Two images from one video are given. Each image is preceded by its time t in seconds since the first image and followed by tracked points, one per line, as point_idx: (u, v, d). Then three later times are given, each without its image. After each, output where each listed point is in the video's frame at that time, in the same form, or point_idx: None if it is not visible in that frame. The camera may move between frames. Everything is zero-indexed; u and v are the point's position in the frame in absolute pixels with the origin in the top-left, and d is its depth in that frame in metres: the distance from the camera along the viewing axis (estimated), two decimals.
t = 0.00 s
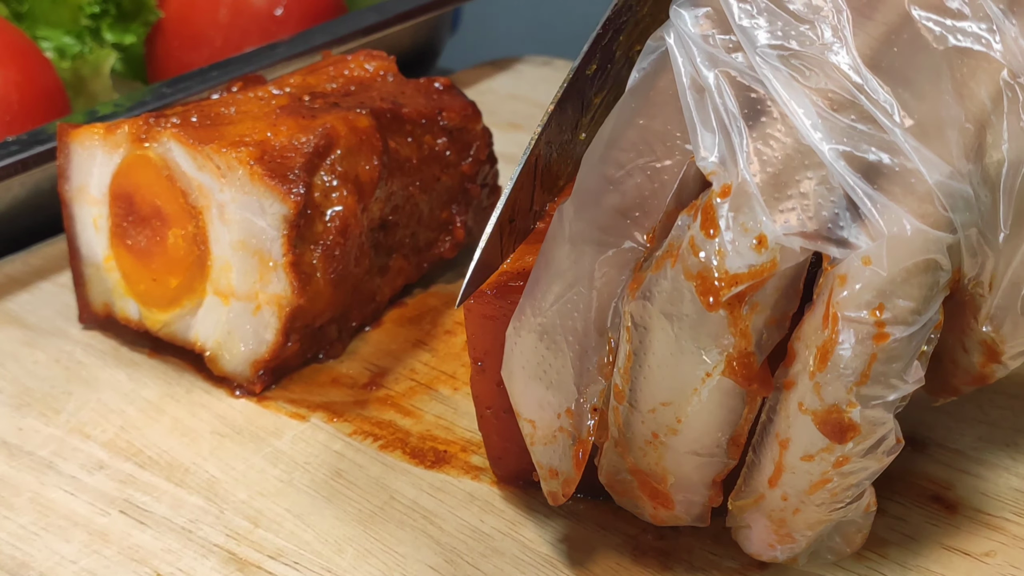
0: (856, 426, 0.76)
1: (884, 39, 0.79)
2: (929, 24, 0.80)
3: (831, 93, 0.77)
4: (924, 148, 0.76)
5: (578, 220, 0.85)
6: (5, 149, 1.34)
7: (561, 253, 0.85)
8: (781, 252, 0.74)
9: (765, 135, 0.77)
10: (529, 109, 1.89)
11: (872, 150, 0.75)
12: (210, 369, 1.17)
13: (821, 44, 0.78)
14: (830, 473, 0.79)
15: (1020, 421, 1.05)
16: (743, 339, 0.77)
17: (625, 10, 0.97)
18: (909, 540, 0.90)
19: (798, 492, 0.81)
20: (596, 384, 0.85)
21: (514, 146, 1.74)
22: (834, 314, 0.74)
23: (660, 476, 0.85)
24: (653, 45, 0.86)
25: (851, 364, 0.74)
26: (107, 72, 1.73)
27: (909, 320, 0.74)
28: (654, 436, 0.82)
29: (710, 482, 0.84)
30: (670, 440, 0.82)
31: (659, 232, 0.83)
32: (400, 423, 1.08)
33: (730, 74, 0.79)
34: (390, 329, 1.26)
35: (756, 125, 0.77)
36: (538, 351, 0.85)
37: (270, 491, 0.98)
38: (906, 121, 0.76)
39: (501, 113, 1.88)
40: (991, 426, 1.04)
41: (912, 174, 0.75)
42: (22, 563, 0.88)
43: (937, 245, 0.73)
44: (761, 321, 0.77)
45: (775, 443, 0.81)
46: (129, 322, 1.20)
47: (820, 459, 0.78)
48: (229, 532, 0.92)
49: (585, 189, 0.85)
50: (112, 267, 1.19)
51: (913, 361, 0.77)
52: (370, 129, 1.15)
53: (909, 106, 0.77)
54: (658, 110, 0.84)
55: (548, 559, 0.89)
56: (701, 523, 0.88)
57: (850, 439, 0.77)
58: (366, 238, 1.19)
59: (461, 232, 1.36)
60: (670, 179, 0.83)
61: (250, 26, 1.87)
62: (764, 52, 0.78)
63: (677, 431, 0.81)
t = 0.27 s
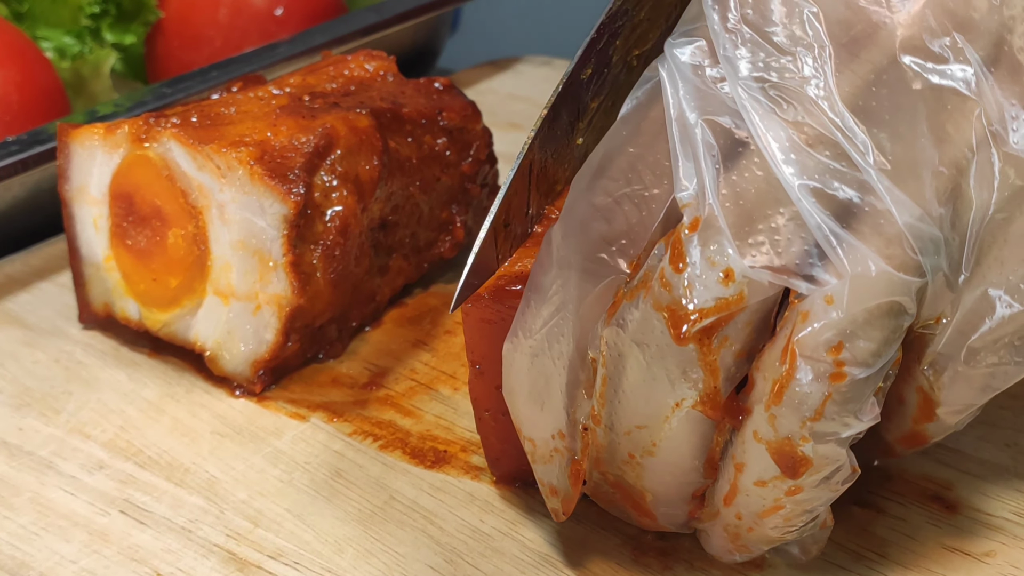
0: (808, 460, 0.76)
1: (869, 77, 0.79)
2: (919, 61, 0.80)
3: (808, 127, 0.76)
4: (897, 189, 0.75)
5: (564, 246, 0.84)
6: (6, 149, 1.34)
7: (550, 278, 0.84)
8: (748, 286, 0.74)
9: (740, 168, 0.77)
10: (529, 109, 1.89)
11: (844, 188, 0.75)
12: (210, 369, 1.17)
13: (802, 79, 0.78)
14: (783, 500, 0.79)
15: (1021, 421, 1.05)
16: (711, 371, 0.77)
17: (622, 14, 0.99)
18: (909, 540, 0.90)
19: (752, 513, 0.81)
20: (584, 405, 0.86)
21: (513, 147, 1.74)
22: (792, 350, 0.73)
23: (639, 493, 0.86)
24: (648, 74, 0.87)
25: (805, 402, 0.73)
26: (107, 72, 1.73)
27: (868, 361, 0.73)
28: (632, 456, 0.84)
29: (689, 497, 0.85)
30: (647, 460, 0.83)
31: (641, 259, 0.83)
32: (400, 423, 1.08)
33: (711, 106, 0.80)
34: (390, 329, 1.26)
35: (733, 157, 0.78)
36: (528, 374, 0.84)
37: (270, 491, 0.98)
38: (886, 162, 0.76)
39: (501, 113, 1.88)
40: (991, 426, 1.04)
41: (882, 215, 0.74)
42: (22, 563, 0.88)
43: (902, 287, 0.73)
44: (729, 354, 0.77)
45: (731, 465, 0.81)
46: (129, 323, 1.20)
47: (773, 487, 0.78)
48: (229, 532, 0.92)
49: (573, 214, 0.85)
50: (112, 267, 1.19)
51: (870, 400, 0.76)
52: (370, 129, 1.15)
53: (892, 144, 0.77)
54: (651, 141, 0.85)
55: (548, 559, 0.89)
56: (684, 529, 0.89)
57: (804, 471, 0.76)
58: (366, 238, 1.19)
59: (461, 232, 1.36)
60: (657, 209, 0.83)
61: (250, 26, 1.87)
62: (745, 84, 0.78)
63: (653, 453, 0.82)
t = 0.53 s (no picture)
0: (814, 477, 0.76)
1: (885, 93, 0.78)
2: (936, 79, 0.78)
3: (822, 145, 0.76)
4: (912, 209, 0.74)
5: (580, 258, 0.85)
6: (6, 149, 1.34)
7: (565, 289, 0.85)
8: (759, 304, 0.74)
9: (754, 185, 0.77)
10: (529, 109, 1.89)
11: (858, 208, 0.75)
12: (210, 369, 1.17)
13: (818, 96, 0.78)
14: (789, 513, 0.79)
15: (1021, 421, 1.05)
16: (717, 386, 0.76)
17: (614, 25, 0.99)
18: (909, 540, 0.90)
19: (757, 523, 0.81)
20: (595, 414, 0.86)
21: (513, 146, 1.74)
22: (801, 369, 0.73)
23: (648, 501, 0.86)
24: (664, 86, 0.87)
25: (814, 421, 0.74)
26: (107, 72, 1.73)
27: (877, 383, 0.73)
28: (641, 466, 0.83)
29: (698, 504, 0.85)
30: (657, 471, 0.83)
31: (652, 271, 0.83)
32: (400, 423, 1.08)
33: (727, 121, 0.80)
34: (390, 329, 1.26)
35: (746, 173, 0.78)
36: (542, 383, 0.86)
37: (270, 492, 0.98)
38: (901, 182, 0.75)
39: (500, 113, 1.88)
40: (991, 426, 1.04)
41: (895, 235, 0.74)
42: (22, 563, 0.88)
43: (913, 308, 0.72)
44: (737, 369, 0.77)
45: (737, 477, 0.81)
46: (129, 323, 1.20)
47: (780, 500, 0.78)
48: (229, 532, 0.92)
49: (592, 225, 0.86)
50: (112, 267, 1.19)
51: (875, 418, 0.76)
52: (370, 129, 1.15)
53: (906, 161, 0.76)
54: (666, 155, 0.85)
55: (548, 559, 0.89)
56: (691, 535, 0.89)
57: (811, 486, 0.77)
58: (366, 237, 1.19)
59: (461, 232, 1.36)
60: (671, 223, 0.83)
61: (250, 26, 1.87)
62: (761, 100, 0.78)
63: (662, 463, 0.82)
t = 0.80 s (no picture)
0: (814, 484, 0.76)
1: (891, 101, 0.78)
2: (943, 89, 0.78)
3: (826, 153, 0.76)
4: (916, 219, 0.74)
5: (584, 262, 0.85)
6: (6, 149, 1.34)
7: (569, 292, 0.85)
8: (761, 310, 0.74)
9: (759, 192, 0.77)
10: (529, 109, 1.89)
11: (861, 217, 0.75)
12: (210, 369, 1.17)
13: (823, 104, 0.78)
14: (790, 518, 0.80)
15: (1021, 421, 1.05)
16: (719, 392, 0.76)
17: (607, 37, 0.96)
18: (909, 540, 0.90)
19: (758, 526, 0.82)
20: (597, 417, 0.86)
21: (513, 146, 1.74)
22: (803, 378, 0.73)
23: (651, 504, 0.87)
24: (670, 91, 0.87)
25: (815, 430, 0.74)
26: (107, 72, 1.73)
27: (878, 393, 0.73)
28: (645, 468, 0.84)
29: (701, 506, 0.86)
30: (660, 475, 0.83)
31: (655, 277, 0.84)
32: (400, 423, 1.08)
33: (732, 128, 0.79)
34: (390, 329, 1.26)
35: (751, 180, 0.77)
36: (545, 387, 0.86)
37: (270, 491, 0.98)
38: (905, 192, 0.75)
39: (500, 113, 1.88)
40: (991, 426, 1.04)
41: (899, 244, 0.74)
42: (22, 563, 0.88)
43: (916, 318, 0.72)
44: (738, 374, 0.77)
45: (738, 481, 0.81)
46: (129, 323, 1.20)
47: (781, 505, 0.79)
48: (229, 532, 0.92)
49: (597, 229, 0.86)
50: (112, 267, 1.19)
51: (876, 426, 0.76)
52: (370, 130, 1.15)
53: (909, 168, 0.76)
54: (672, 160, 0.84)
55: (548, 559, 0.89)
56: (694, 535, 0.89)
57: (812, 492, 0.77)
58: (366, 237, 1.19)
59: (462, 232, 1.36)
60: (675, 228, 0.83)
61: (250, 26, 1.87)
62: (767, 108, 0.78)
63: (665, 466, 0.82)
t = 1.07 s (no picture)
0: (812, 487, 0.77)
1: (887, 105, 0.78)
2: (939, 89, 0.78)
3: (823, 158, 0.76)
4: (912, 223, 0.75)
5: (583, 265, 0.85)
6: (6, 149, 1.34)
7: (567, 293, 0.86)
8: (757, 314, 0.73)
9: (755, 196, 0.77)
10: (529, 109, 1.89)
11: (857, 222, 0.75)
12: (210, 369, 1.17)
13: (819, 109, 0.78)
14: (788, 521, 0.80)
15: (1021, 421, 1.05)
16: (715, 397, 0.76)
17: (604, 40, 0.95)
18: (909, 540, 0.90)
19: (757, 529, 0.82)
20: (595, 419, 0.86)
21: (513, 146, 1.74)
22: (799, 384, 0.73)
23: (651, 505, 0.87)
24: (667, 94, 0.87)
25: (811, 435, 0.74)
26: (107, 72, 1.73)
27: (874, 398, 0.73)
28: (643, 470, 0.84)
29: (700, 507, 0.85)
30: (658, 477, 0.83)
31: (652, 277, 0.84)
32: (400, 424, 1.08)
33: (729, 132, 0.80)
34: (390, 329, 1.26)
35: (747, 184, 0.78)
36: (543, 389, 0.86)
37: (270, 492, 0.98)
38: (901, 196, 0.75)
39: (500, 113, 1.88)
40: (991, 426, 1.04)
41: (896, 248, 0.74)
42: (22, 563, 0.88)
43: (912, 322, 0.72)
44: (735, 378, 0.76)
45: (736, 484, 0.81)
46: (129, 323, 1.20)
47: (778, 508, 0.79)
48: (229, 532, 0.92)
49: (595, 231, 0.86)
50: (112, 267, 1.19)
51: (873, 431, 0.76)
52: (370, 130, 1.15)
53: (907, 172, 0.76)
54: (670, 165, 0.84)
55: (548, 559, 0.89)
56: (696, 535, 0.89)
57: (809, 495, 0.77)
58: (367, 237, 1.19)
59: (462, 232, 1.36)
60: (673, 231, 0.83)
61: (250, 26, 1.87)
62: (763, 112, 0.78)
63: (663, 468, 0.82)
